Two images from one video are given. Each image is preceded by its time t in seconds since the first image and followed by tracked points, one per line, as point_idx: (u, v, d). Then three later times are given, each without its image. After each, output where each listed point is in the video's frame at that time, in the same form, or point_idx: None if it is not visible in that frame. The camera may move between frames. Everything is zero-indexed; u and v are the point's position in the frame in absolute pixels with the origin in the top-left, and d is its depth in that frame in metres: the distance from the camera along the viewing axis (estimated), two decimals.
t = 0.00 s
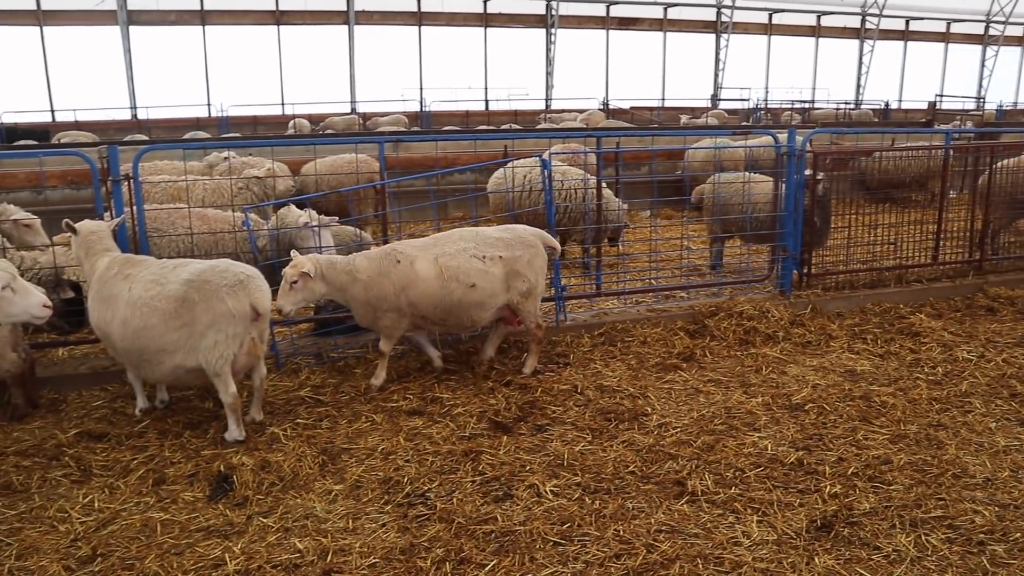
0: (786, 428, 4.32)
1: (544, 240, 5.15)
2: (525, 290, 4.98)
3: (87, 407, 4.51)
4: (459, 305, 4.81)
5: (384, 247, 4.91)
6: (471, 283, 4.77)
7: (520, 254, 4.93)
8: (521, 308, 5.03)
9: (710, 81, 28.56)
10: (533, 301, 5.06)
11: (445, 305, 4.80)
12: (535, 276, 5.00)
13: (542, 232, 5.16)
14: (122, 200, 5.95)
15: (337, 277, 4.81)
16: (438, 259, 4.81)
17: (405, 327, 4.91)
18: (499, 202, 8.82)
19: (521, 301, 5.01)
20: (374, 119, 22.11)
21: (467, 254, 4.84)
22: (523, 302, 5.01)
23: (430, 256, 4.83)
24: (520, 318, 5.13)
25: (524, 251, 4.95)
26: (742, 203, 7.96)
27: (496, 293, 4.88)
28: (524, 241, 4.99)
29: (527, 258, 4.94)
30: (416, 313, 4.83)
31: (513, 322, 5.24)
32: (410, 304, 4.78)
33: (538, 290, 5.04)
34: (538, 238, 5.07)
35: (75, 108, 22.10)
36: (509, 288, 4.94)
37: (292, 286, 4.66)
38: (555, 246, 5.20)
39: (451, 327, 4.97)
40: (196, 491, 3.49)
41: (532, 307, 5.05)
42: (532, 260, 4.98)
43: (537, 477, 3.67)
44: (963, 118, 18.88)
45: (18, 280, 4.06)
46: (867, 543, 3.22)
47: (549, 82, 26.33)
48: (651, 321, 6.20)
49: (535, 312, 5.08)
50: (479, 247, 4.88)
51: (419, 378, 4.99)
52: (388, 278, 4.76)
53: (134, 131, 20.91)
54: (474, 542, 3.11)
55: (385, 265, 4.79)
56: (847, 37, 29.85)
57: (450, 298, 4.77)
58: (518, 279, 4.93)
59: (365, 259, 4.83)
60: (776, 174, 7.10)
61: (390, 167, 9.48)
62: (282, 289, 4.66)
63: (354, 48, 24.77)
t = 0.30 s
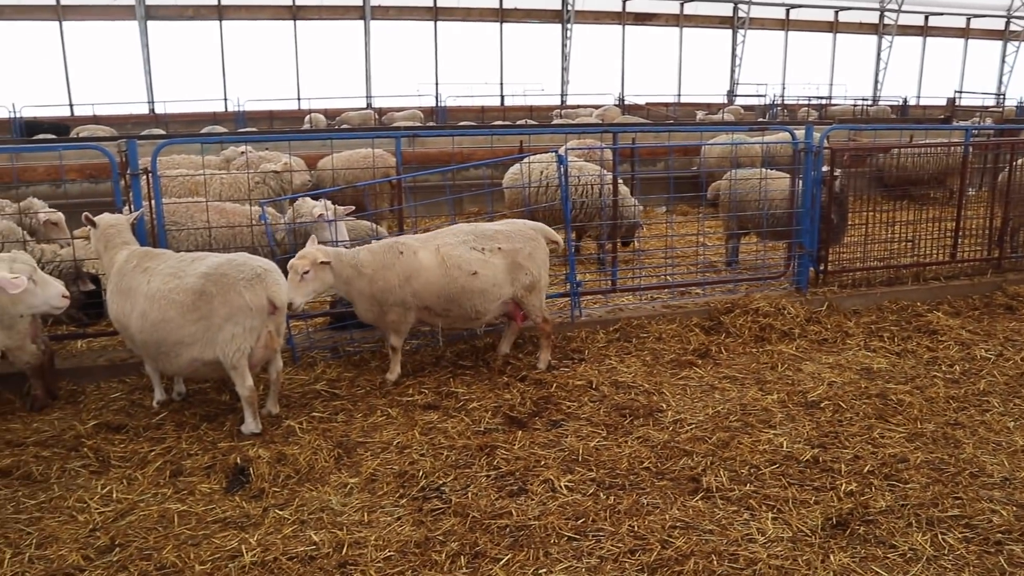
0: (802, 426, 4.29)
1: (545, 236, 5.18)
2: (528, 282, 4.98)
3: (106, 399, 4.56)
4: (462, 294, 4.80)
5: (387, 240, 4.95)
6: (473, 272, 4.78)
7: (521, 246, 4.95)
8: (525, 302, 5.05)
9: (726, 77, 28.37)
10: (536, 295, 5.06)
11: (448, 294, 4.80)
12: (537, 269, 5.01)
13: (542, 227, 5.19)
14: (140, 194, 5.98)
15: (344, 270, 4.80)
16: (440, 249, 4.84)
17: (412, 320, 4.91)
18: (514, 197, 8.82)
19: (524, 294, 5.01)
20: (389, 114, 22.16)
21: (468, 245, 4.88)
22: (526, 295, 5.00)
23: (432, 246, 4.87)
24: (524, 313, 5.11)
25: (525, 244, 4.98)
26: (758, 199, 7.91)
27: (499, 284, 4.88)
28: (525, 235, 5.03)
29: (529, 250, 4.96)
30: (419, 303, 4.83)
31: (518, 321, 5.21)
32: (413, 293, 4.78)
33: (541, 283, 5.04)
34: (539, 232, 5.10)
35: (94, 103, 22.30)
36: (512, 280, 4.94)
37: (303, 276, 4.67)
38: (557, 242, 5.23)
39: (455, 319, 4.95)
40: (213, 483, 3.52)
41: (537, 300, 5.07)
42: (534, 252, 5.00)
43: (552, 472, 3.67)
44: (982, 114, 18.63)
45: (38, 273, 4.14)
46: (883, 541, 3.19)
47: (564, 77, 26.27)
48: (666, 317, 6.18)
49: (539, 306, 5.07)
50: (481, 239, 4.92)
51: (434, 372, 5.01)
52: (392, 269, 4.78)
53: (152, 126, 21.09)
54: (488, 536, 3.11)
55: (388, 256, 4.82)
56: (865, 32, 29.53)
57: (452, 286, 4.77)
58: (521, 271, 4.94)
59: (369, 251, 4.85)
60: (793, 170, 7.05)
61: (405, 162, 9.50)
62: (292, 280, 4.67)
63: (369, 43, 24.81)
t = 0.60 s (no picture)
0: (818, 425, 4.26)
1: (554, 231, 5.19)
2: (537, 277, 5.01)
3: (124, 392, 4.60)
4: (471, 287, 4.84)
5: (397, 233, 4.95)
6: (482, 266, 4.81)
7: (530, 241, 4.96)
8: (536, 296, 5.06)
9: (742, 73, 28.19)
10: (546, 289, 5.08)
11: (457, 288, 4.83)
12: (546, 264, 5.03)
13: (551, 222, 5.20)
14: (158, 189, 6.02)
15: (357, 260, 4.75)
16: (449, 243, 4.86)
17: (421, 314, 4.93)
18: (529, 194, 8.81)
19: (534, 289, 5.03)
20: (404, 110, 22.20)
21: (477, 239, 4.90)
22: (535, 290, 5.03)
23: (442, 240, 4.88)
24: (533, 307, 5.13)
25: (535, 239, 4.99)
26: (775, 197, 7.85)
27: (508, 278, 4.91)
28: (535, 229, 5.04)
29: (538, 246, 4.98)
30: (428, 296, 4.85)
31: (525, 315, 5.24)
32: (422, 287, 4.80)
33: (550, 278, 5.07)
34: (548, 227, 5.11)
35: (112, 98, 22.48)
36: (521, 275, 4.96)
37: (335, 259, 4.52)
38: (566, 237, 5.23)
39: (462, 312, 4.99)
40: (229, 477, 3.54)
41: (547, 295, 5.09)
42: (543, 248, 5.01)
43: (567, 469, 3.66)
44: (1001, 112, 18.40)
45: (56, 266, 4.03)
46: (900, 542, 3.17)
47: (579, 74, 26.21)
48: (682, 315, 6.16)
49: (548, 300, 5.10)
50: (490, 234, 4.93)
51: (449, 368, 5.02)
52: (402, 261, 4.77)
53: (169, 121, 21.26)
54: (504, 532, 3.11)
55: (399, 248, 4.81)
56: (883, 29, 29.25)
57: (461, 280, 4.81)
58: (530, 266, 4.96)
59: (380, 242, 4.82)
60: (811, 168, 6.99)
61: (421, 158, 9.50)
62: (326, 262, 4.50)
63: (385, 39, 24.85)
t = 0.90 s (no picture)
0: (831, 434, 4.22)
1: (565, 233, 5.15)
2: (547, 279, 4.98)
3: (137, 391, 4.64)
4: (479, 288, 4.83)
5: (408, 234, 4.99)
6: (490, 267, 4.80)
7: (539, 243, 4.94)
8: (545, 298, 5.03)
9: (759, 79, 28.06)
10: (555, 291, 5.05)
11: (465, 289, 4.83)
12: (555, 265, 5.00)
13: (561, 224, 5.15)
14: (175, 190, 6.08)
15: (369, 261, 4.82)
16: (458, 244, 4.87)
17: (431, 316, 4.94)
18: (543, 198, 8.81)
19: (543, 291, 5.01)
20: (421, 113, 22.29)
21: (486, 241, 4.89)
22: (544, 292, 5.00)
23: (450, 241, 4.89)
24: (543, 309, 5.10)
25: (543, 241, 4.96)
26: (792, 203, 7.79)
27: (517, 280, 4.88)
28: (544, 231, 5.02)
29: (546, 247, 4.95)
30: (437, 298, 4.86)
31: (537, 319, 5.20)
32: (430, 288, 4.81)
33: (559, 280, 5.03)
34: (557, 230, 5.07)
35: (131, 99, 22.71)
36: (530, 278, 4.94)
37: (342, 251, 4.65)
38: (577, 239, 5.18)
39: (471, 314, 4.99)
40: (240, 477, 3.56)
41: (556, 297, 5.05)
42: (552, 249, 4.98)
43: (576, 475, 3.65)
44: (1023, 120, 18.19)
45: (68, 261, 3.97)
46: (913, 554, 3.13)
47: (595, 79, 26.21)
48: (695, 321, 6.13)
49: (558, 303, 5.06)
50: (499, 235, 4.92)
51: (460, 372, 5.02)
52: (411, 263, 4.81)
53: (187, 123, 21.46)
54: (512, 537, 3.10)
55: (408, 250, 4.85)
56: (903, 35, 29.04)
57: (469, 281, 4.81)
58: (538, 268, 4.93)
59: (391, 243, 4.87)
60: (827, 174, 6.95)
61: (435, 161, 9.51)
62: (332, 254, 4.63)
63: (402, 42, 24.97)
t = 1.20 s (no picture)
0: (844, 437, 4.15)
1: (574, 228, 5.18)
2: (558, 274, 4.95)
3: (145, 387, 4.65)
4: (492, 286, 4.77)
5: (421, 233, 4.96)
6: (503, 265, 4.74)
7: (550, 239, 4.92)
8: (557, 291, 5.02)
9: (779, 78, 27.81)
10: (567, 284, 5.04)
11: (478, 288, 4.76)
12: (567, 260, 4.98)
13: (571, 221, 5.17)
14: (186, 186, 6.08)
15: (380, 252, 4.87)
16: (470, 242, 4.81)
17: (441, 314, 4.89)
18: (557, 196, 8.75)
19: (555, 284, 4.98)
20: (438, 111, 22.28)
21: (499, 237, 4.83)
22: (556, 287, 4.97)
23: (464, 240, 4.84)
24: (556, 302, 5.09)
25: (555, 236, 4.95)
26: (808, 202, 7.68)
27: (529, 277, 4.82)
28: (555, 227, 5.01)
29: (558, 243, 4.94)
30: (449, 297, 4.79)
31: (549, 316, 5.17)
32: (442, 287, 4.75)
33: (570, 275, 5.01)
34: (567, 226, 5.08)
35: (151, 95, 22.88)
36: (542, 273, 4.89)
37: (347, 226, 4.78)
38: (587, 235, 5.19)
39: (484, 313, 4.93)
40: (244, 475, 3.54)
41: (569, 287, 5.06)
42: (563, 244, 4.97)
43: (583, 476, 3.59)
44: None
45: (72, 254, 3.59)
46: (925, 562, 3.05)
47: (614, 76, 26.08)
48: (708, 322, 6.05)
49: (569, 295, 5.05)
50: (511, 232, 4.88)
51: (470, 371, 4.97)
52: (423, 261, 4.77)
53: (206, 118, 21.59)
54: (516, 539, 3.06)
55: (421, 248, 4.82)
56: (925, 35, 28.68)
57: (481, 279, 4.73)
58: (550, 263, 4.89)
59: (404, 241, 4.86)
60: (844, 173, 6.84)
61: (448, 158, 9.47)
62: (337, 225, 4.77)
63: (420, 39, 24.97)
